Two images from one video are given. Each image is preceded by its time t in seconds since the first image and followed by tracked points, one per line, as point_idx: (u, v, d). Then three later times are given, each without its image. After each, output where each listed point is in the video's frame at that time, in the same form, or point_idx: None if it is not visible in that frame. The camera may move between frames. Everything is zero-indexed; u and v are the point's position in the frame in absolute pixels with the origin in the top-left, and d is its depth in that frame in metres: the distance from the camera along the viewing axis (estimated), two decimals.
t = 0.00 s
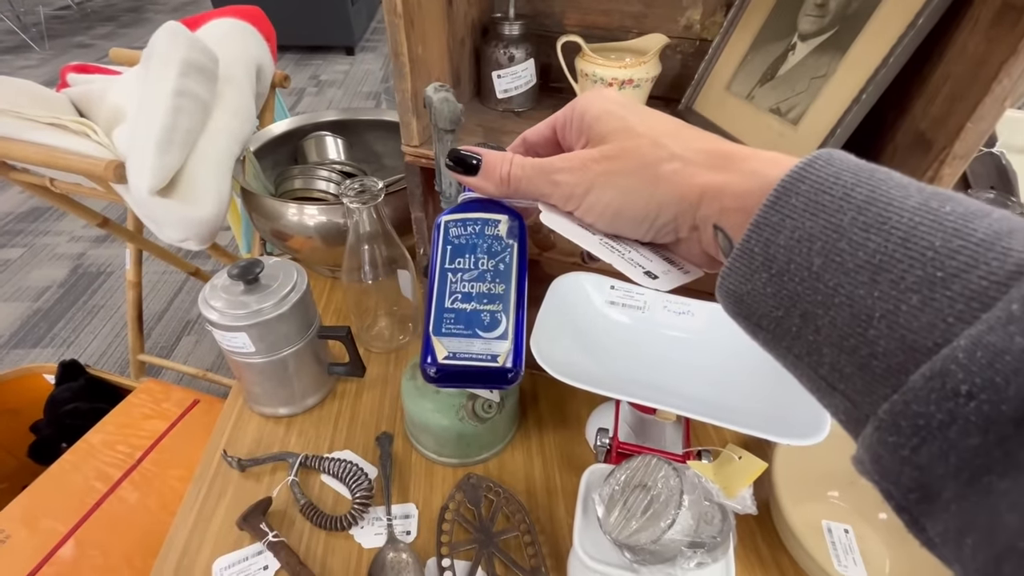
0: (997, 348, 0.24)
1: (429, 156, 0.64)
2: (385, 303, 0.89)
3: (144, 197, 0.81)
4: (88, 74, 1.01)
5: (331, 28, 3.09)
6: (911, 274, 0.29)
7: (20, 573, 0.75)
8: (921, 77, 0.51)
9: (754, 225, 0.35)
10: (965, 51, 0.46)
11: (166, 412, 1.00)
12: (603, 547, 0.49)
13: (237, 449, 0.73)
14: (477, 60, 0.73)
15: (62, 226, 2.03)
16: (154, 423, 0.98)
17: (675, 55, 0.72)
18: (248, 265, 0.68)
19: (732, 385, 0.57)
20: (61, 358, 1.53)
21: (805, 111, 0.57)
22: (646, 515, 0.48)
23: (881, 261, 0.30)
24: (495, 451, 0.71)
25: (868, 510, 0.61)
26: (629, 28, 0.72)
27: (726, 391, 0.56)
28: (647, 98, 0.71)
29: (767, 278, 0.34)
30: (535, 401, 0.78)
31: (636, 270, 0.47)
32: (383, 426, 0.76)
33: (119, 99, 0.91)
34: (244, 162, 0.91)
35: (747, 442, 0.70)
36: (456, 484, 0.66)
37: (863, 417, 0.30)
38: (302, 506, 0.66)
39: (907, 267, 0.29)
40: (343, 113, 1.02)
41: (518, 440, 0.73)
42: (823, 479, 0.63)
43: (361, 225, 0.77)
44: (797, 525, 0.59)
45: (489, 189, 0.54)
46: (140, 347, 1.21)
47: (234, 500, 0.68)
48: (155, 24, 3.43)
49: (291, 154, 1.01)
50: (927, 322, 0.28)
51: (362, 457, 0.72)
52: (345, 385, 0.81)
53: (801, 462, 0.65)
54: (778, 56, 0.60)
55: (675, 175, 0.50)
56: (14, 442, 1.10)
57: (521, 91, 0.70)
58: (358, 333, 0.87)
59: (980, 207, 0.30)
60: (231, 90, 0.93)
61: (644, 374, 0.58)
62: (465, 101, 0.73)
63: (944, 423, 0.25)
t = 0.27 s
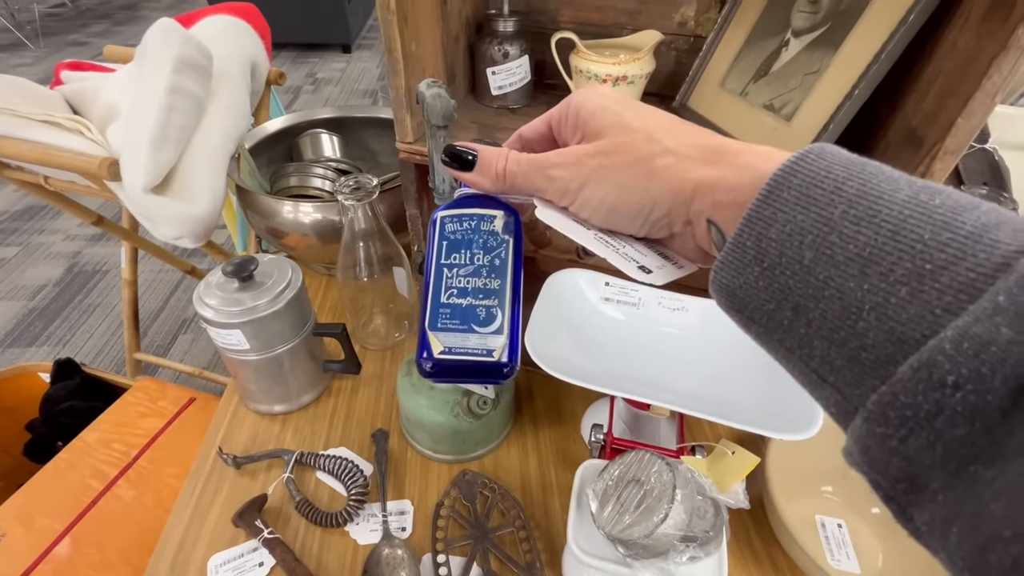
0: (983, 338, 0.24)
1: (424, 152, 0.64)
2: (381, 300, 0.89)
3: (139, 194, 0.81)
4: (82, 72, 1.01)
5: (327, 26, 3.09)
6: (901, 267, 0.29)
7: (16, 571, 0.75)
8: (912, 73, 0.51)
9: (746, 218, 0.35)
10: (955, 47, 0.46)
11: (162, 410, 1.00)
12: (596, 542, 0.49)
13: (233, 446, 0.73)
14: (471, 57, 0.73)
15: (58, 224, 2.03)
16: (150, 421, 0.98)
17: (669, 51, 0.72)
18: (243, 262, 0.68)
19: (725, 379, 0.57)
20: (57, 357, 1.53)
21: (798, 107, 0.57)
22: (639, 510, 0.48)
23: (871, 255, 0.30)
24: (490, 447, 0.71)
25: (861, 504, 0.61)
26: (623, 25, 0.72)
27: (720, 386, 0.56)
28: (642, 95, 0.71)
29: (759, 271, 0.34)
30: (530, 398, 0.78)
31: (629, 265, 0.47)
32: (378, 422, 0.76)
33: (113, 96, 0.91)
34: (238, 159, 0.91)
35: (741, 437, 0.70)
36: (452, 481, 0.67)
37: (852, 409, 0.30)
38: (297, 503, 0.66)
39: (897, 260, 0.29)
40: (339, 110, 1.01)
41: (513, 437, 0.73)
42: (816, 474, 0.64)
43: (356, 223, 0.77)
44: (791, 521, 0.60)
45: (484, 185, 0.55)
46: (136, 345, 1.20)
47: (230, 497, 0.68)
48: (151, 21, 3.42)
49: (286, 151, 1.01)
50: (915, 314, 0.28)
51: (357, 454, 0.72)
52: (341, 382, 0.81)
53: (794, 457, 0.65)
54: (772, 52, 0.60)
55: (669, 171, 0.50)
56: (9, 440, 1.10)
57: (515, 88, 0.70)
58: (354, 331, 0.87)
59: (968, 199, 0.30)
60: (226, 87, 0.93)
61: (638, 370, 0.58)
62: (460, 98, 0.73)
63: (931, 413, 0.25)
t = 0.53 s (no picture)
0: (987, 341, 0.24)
1: (423, 150, 0.64)
2: (380, 298, 0.89)
3: (138, 193, 0.80)
4: (79, 70, 1.00)
5: (325, 24, 3.08)
6: (903, 269, 0.29)
7: (16, 570, 0.75)
8: (912, 70, 0.51)
9: (747, 219, 0.35)
10: (955, 44, 0.46)
11: (162, 409, 1.00)
12: (596, 539, 0.50)
13: (232, 444, 0.73)
14: (470, 54, 0.73)
15: (56, 223, 2.02)
16: (150, 419, 0.98)
17: (669, 49, 0.72)
18: (241, 261, 0.68)
19: (726, 378, 0.57)
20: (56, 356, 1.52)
21: (797, 104, 0.57)
22: (639, 507, 0.48)
23: (873, 256, 0.30)
24: (489, 445, 0.71)
25: (860, 501, 0.61)
26: (622, 22, 0.72)
27: (721, 385, 0.56)
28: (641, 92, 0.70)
29: (760, 273, 0.34)
30: (530, 396, 0.78)
31: (629, 265, 0.47)
32: (378, 421, 0.76)
33: (111, 95, 0.91)
34: (237, 158, 0.91)
35: (741, 435, 0.70)
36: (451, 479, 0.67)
37: (855, 412, 0.30)
38: (297, 502, 0.66)
39: (899, 261, 0.29)
40: (338, 108, 1.01)
41: (512, 435, 0.73)
42: (816, 471, 0.64)
43: (355, 221, 0.77)
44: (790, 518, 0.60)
45: (483, 185, 0.55)
46: (135, 344, 1.20)
47: (230, 496, 0.68)
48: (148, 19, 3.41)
49: (285, 150, 1.01)
50: (918, 316, 0.28)
51: (357, 452, 0.72)
52: (340, 380, 0.81)
53: (794, 455, 0.65)
54: (771, 49, 0.60)
55: (669, 169, 0.50)
56: (9, 440, 1.10)
57: (514, 86, 0.70)
58: (353, 329, 0.87)
59: (971, 201, 0.30)
60: (224, 85, 0.92)
61: (638, 368, 0.58)
62: (459, 95, 0.73)
63: (935, 417, 0.25)
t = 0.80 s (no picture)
0: (985, 334, 0.24)
1: (421, 148, 0.63)
2: (379, 297, 0.89)
3: (135, 191, 0.80)
4: (76, 69, 1.00)
5: (324, 22, 3.07)
6: (903, 261, 0.29)
7: (15, 569, 0.75)
8: (910, 67, 0.51)
9: (747, 212, 0.35)
10: (953, 40, 0.46)
11: (161, 408, 1.00)
12: (595, 537, 0.50)
13: (231, 443, 0.73)
14: (468, 52, 0.73)
15: (55, 223, 2.02)
16: (148, 419, 0.98)
17: (667, 46, 0.72)
18: (240, 260, 0.68)
19: (725, 374, 0.57)
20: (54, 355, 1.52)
21: (795, 102, 0.57)
22: (637, 504, 0.48)
23: (873, 249, 0.30)
24: (488, 444, 0.71)
25: (857, 498, 0.62)
26: (621, 20, 0.72)
27: (719, 381, 0.57)
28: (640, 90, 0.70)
29: (760, 266, 0.34)
30: (529, 394, 0.78)
31: (627, 258, 0.47)
32: (377, 419, 0.76)
33: (108, 93, 0.90)
34: (235, 156, 0.91)
35: (738, 432, 0.70)
36: (450, 477, 0.67)
37: (853, 405, 0.30)
38: (296, 500, 0.66)
39: (899, 254, 0.29)
40: (335, 107, 1.01)
41: (511, 433, 0.73)
42: (814, 468, 0.64)
43: (353, 220, 0.77)
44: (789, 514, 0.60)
45: (482, 180, 0.55)
46: (134, 344, 1.20)
47: (229, 494, 0.68)
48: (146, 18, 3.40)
49: (283, 148, 1.01)
50: (918, 308, 0.28)
51: (356, 451, 0.72)
52: (339, 378, 0.81)
53: (792, 451, 0.65)
54: (769, 47, 0.60)
55: (667, 166, 0.50)
56: (7, 439, 1.09)
57: (513, 83, 0.69)
58: (352, 328, 0.87)
59: (971, 193, 0.30)
60: (222, 83, 0.92)
61: (637, 366, 0.58)
62: (457, 93, 0.73)
63: (934, 409, 0.25)
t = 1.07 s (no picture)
0: (994, 326, 0.24)
1: (419, 145, 0.63)
2: (377, 294, 0.89)
3: (132, 189, 0.80)
4: (72, 66, 1.00)
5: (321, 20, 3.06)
6: (912, 253, 0.29)
7: (13, 569, 0.75)
8: (909, 62, 0.51)
9: (753, 205, 0.35)
10: (953, 36, 0.45)
11: (158, 406, 1.00)
12: (594, 533, 0.50)
13: (230, 441, 0.73)
14: (466, 49, 0.73)
15: (51, 222, 2.01)
16: (147, 417, 0.98)
17: (666, 43, 0.72)
18: (238, 257, 0.67)
19: (726, 369, 0.57)
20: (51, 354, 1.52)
21: (794, 97, 0.56)
22: (637, 501, 0.48)
23: (881, 241, 0.30)
24: (487, 441, 0.71)
25: (857, 494, 0.62)
26: (619, 16, 0.72)
27: (721, 376, 0.56)
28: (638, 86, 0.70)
29: (766, 259, 0.34)
30: (528, 391, 0.78)
31: (632, 253, 0.47)
32: (376, 417, 0.76)
33: (104, 91, 0.90)
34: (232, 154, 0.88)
35: (738, 428, 0.70)
36: (449, 474, 0.67)
37: (860, 398, 0.30)
38: (295, 498, 0.66)
39: (907, 246, 0.29)
40: (333, 104, 1.01)
41: (511, 430, 0.73)
42: (813, 465, 0.64)
43: (351, 217, 0.77)
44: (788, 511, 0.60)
45: (485, 174, 0.54)
46: (132, 342, 1.20)
47: (228, 492, 0.68)
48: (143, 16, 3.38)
49: (281, 146, 1.01)
50: (926, 301, 0.28)
51: (355, 448, 0.72)
52: (338, 376, 0.81)
53: (792, 448, 0.65)
54: (768, 43, 0.59)
55: (668, 162, 0.50)
56: (5, 438, 1.09)
57: (511, 80, 0.69)
58: (350, 326, 0.87)
59: (981, 185, 0.30)
60: (219, 80, 0.92)
61: (638, 362, 0.58)
62: (456, 90, 0.73)
63: (943, 402, 0.25)
